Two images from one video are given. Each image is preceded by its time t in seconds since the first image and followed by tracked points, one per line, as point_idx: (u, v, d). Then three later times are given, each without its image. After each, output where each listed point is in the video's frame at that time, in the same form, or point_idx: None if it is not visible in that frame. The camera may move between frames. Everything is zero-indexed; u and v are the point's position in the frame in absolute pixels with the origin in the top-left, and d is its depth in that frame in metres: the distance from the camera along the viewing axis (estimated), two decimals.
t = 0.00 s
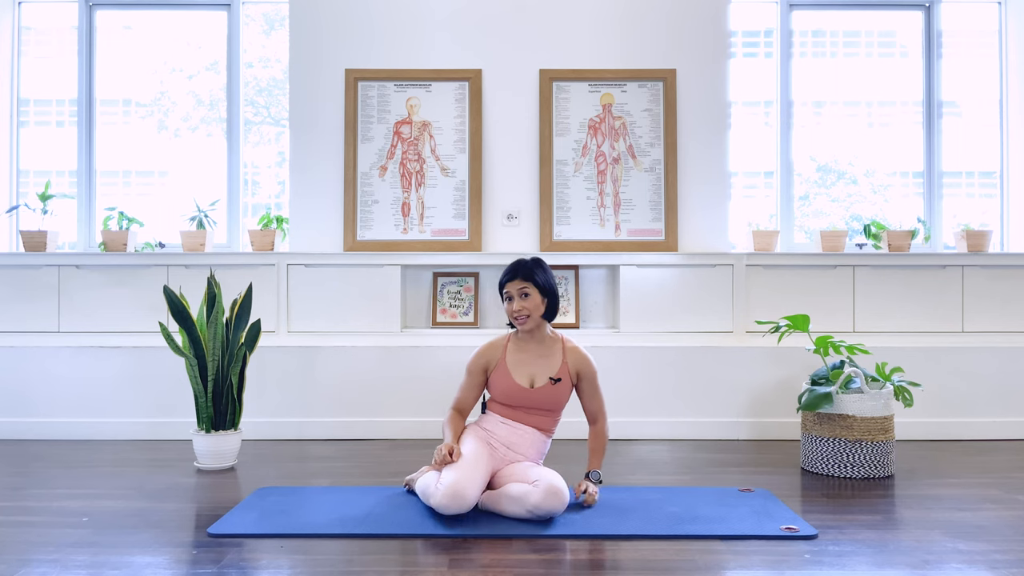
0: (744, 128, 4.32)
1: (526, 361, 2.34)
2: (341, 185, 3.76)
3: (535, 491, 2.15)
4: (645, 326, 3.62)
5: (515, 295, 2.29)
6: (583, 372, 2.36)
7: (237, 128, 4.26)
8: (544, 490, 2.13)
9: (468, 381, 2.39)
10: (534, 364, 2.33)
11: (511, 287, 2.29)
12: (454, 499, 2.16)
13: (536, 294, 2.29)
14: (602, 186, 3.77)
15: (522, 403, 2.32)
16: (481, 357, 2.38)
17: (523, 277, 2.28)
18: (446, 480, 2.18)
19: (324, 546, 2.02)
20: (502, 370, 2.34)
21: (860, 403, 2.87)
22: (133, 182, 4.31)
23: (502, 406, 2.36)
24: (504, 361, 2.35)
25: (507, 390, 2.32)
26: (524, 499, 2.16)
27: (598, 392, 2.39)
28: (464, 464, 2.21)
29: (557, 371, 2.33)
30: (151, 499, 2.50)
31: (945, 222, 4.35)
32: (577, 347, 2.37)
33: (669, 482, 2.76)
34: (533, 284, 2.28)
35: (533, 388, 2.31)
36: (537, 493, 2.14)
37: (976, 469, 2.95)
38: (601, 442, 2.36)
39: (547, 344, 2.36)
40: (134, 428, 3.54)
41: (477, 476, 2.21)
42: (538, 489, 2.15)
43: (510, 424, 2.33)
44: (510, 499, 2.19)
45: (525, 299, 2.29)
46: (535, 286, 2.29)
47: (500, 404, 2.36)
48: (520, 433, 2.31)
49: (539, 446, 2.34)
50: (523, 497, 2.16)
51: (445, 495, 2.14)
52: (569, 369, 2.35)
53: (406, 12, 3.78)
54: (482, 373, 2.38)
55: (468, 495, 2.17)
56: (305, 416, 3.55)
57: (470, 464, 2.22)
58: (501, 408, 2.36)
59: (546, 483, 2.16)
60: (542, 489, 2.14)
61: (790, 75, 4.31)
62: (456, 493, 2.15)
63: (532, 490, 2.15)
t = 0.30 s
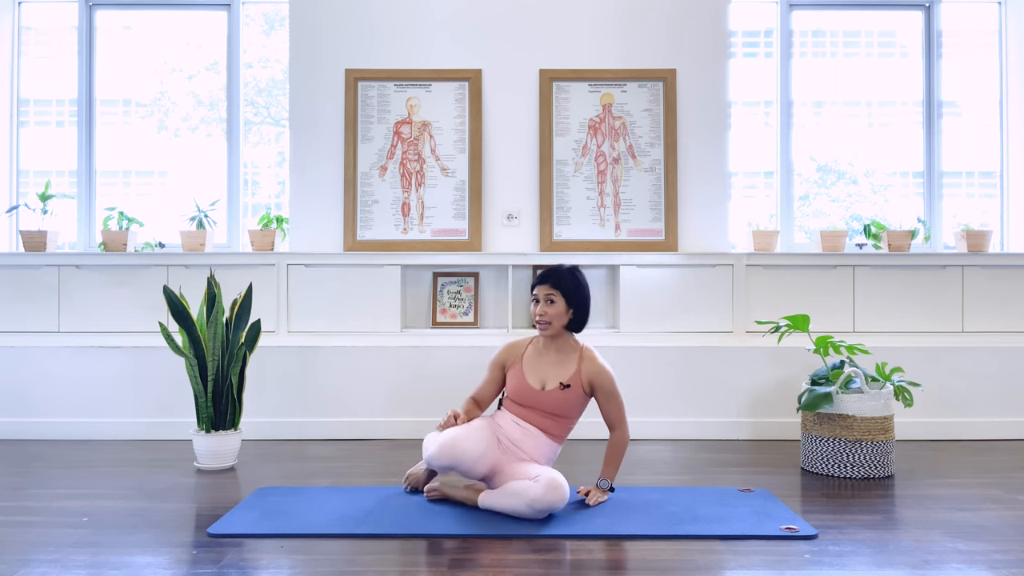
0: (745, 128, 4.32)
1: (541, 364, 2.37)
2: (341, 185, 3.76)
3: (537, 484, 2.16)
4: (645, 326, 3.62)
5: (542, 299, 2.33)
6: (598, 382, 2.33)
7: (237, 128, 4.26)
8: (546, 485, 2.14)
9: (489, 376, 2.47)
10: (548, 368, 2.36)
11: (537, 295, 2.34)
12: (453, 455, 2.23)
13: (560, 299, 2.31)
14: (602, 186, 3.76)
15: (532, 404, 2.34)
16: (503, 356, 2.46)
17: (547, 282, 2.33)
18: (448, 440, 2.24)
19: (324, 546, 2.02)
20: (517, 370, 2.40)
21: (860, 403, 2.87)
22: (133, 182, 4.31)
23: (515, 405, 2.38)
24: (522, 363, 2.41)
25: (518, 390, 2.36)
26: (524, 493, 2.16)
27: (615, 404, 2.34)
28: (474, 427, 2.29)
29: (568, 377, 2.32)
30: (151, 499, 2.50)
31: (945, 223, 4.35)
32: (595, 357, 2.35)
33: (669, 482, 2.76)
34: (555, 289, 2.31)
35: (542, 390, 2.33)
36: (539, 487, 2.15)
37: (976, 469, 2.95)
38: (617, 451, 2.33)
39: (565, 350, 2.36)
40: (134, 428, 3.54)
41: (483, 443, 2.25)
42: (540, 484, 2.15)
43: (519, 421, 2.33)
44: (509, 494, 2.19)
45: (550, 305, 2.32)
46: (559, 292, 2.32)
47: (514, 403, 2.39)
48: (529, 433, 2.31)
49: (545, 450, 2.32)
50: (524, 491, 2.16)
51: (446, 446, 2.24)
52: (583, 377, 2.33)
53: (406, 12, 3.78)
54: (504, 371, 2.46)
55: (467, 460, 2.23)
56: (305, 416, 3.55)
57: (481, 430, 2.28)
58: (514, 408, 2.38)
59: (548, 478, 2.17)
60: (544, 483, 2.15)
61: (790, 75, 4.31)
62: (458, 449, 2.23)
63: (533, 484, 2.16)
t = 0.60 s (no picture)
0: (745, 128, 4.32)
1: (551, 367, 2.37)
2: (341, 185, 3.76)
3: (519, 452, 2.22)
4: (645, 326, 3.62)
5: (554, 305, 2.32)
6: (602, 388, 2.25)
7: (237, 128, 4.26)
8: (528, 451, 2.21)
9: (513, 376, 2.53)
10: (555, 370, 2.35)
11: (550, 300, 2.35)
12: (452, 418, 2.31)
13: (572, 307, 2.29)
14: (602, 186, 3.76)
15: (539, 404, 2.34)
16: (525, 358, 2.50)
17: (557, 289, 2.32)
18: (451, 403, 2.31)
19: (324, 546, 2.02)
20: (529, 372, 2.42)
21: (860, 403, 2.87)
22: (133, 182, 4.31)
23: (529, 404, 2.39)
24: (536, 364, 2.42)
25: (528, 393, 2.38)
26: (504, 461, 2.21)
27: (621, 409, 2.25)
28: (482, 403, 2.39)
29: (571, 380, 2.29)
30: (151, 499, 2.50)
31: (945, 223, 4.35)
32: (603, 361, 2.29)
33: (669, 482, 2.76)
34: (564, 295, 2.29)
35: (547, 392, 2.32)
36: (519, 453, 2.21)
37: (976, 469, 2.95)
38: (623, 455, 2.28)
39: (575, 354, 2.34)
40: (134, 428, 3.54)
41: (489, 414, 2.32)
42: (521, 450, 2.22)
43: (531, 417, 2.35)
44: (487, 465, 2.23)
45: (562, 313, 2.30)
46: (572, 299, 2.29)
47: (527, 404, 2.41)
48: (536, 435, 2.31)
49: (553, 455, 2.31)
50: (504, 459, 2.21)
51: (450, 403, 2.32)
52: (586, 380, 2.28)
53: (406, 12, 3.78)
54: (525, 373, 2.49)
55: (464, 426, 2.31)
56: (305, 416, 3.55)
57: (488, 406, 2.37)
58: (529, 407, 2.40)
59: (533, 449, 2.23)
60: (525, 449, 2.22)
61: (790, 75, 4.31)
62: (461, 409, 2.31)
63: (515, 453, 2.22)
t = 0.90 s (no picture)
0: (744, 128, 4.32)
1: (545, 362, 2.31)
2: (341, 185, 3.76)
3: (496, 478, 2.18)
4: (645, 326, 3.62)
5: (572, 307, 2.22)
6: (603, 382, 2.29)
7: (237, 128, 4.26)
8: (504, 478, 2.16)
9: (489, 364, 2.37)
10: (551, 365, 2.30)
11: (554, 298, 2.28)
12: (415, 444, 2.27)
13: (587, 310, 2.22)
14: (602, 186, 3.76)
15: (533, 401, 2.28)
16: (504, 348, 2.37)
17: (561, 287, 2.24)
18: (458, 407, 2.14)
19: (324, 546, 2.02)
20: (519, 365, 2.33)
21: (860, 403, 2.87)
22: (133, 182, 4.31)
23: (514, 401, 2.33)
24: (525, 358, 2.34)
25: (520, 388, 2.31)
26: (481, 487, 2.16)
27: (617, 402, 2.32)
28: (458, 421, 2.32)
29: (570, 375, 2.28)
30: (151, 499, 2.50)
31: (944, 223, 4.35)
32: (601, 356, 2.32)
33: (669, 482, 2.76)
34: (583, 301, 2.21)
35: (545, 388, 2.28)
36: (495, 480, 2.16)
37: (976, 469, 2.95)
38: (611, 451, 2.34)
39: (569, 348, 2.32)
40: (134, 428, 3.54)
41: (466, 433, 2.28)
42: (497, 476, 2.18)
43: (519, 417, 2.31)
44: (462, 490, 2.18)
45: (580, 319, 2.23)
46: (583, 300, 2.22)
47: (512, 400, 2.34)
48: (525, 432, 2.27)
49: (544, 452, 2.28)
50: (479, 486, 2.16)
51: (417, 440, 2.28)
52: (585, 375, 2.29)
53: (406, 12, 3.78)
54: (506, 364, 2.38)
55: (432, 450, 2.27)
56: (305, 416, 3.55)
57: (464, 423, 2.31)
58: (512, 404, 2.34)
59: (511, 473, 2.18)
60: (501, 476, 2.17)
61: (790, 76, 4.31)
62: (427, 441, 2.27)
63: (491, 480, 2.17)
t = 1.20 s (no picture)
0: (744, 128, 4.31)
1: (538, 365, 2.17)
2: (341, 185, 3.77)
3: (479, 497, 2.10)
4: (645, 326, 3.62)
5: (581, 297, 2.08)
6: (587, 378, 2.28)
7: (237, 129, 4.27)
8: (489, 499, 2.08)
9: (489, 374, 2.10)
10: (544, 369, 2.18)
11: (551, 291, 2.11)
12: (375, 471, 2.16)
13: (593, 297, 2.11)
14: (602, 186, 3.77)
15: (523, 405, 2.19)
16: (498, 350, 2.11)
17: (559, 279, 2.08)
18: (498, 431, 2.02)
19: (324, 546, 2.02)
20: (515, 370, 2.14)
21: (860, 403, 2.87)
22: (133, 182, 4.31)
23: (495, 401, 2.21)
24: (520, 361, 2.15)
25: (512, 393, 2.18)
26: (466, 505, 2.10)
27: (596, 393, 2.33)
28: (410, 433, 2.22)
29: (564, 376, 2.21)
30: (151, 499, 2.50)
31: (945, 222, 4.35)
32: (584, 352, 2.27)
33: (669, 482, 2.76)
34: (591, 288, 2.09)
35: (537, 392, 2.19)
36: (480, 501, 2.09)
37: (976, 470, 2.95)
38: (596, 452, 2.31)
39: (560, 346, 2.20)
40: (134, 428, 3.54)
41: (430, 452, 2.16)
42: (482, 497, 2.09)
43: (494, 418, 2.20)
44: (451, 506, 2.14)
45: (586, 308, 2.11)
46: (590, 287, 2.08)
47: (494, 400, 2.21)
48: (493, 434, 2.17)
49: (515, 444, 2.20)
50: (465, 505, 2.10)
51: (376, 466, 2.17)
52: (575, 373, 2.25)
53: (406, 12, 3.78)
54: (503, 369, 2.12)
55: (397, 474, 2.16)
56: (305, 416, 3.55)
57: (419, 432, 2.20)
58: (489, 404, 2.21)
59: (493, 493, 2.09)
60: (486, 497, 2.08)
61: (790, 76, 4.31)
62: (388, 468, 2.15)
63: (474, 500, 2.10)
